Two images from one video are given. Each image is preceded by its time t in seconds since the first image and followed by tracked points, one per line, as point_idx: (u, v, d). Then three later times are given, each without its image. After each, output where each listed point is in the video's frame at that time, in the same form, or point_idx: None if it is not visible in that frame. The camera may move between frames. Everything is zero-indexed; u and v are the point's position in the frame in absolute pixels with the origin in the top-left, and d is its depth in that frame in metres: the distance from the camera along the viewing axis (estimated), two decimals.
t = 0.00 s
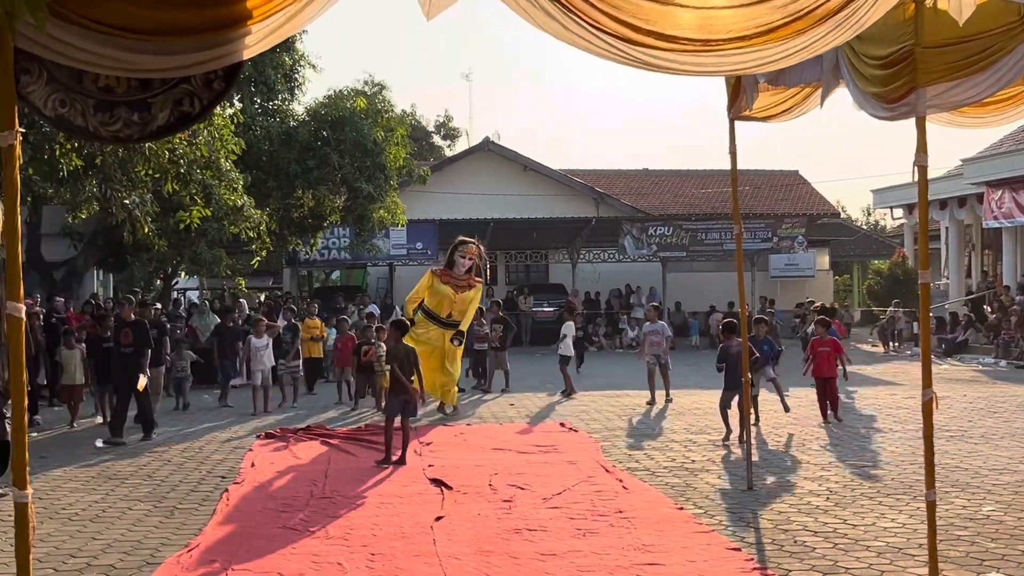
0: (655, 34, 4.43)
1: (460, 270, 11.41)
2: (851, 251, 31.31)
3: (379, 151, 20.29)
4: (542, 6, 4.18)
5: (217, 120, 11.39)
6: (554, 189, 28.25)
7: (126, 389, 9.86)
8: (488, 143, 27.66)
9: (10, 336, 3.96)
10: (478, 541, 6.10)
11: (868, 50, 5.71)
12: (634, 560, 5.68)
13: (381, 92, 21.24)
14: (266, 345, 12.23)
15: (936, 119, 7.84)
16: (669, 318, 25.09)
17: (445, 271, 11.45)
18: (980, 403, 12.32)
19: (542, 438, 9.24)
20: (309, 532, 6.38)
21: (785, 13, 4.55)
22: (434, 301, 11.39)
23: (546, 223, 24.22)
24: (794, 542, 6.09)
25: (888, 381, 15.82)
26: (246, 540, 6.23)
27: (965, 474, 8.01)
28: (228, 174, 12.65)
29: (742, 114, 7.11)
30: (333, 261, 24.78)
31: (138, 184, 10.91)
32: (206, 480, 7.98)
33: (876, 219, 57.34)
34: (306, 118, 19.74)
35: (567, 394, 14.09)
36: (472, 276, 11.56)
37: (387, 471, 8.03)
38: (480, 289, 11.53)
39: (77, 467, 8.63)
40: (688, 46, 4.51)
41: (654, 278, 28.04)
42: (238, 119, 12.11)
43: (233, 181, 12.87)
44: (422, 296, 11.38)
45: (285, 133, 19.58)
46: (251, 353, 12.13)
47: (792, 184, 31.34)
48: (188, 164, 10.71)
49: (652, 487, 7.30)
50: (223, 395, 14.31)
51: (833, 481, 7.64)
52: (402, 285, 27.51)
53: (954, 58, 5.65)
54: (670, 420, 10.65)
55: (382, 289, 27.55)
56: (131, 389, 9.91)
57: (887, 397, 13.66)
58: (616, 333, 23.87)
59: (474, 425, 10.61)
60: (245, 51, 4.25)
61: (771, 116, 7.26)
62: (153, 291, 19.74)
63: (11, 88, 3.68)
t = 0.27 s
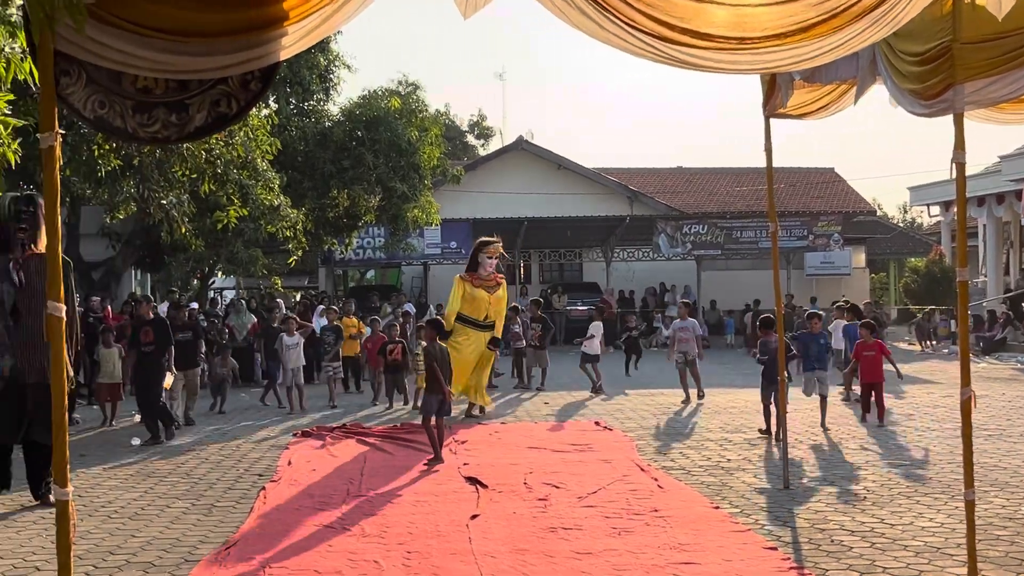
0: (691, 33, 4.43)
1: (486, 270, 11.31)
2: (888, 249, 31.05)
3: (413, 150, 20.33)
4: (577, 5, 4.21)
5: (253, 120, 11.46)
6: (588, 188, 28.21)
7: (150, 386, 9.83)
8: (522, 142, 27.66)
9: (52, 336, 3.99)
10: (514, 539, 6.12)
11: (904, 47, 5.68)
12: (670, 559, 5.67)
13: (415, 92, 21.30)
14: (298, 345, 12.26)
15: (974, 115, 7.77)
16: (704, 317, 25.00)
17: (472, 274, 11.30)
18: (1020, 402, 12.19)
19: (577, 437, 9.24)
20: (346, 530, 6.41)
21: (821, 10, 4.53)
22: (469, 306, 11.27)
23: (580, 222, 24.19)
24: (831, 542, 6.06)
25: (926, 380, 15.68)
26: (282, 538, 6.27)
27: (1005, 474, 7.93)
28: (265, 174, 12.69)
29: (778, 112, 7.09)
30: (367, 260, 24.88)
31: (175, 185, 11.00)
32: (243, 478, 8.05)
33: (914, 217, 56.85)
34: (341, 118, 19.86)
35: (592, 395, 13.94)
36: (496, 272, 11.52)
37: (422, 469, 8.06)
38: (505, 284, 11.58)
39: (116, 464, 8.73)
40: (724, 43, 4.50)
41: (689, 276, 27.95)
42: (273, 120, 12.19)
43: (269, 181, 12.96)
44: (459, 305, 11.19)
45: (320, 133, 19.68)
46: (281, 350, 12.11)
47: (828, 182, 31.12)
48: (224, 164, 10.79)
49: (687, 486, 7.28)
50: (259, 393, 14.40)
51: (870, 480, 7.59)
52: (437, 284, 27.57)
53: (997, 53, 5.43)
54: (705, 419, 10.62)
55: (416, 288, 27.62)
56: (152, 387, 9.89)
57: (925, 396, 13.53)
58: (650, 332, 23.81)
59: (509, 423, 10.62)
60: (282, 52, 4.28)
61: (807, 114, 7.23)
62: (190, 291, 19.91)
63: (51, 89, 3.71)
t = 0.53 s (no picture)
0: (724, 31, 4.41)
1: (505, 267, 11.32)
2: (922, 247, 30.81)
3: (444, 150, 20.37)
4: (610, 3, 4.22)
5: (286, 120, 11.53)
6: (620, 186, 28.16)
7: (170, 387, 9.70)
8: (553, 140, 27.67)
9: (88, 335, 4.02)
10: (546, 538, 6.12)
11: (939, 44, 5.63)
12: (702, 558, 5.66)
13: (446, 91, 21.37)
14: (328, 345, 12.29)
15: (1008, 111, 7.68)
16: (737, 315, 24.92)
17: (491, 274, 11.34)
18: None
19: (609, 436, 9.23)
20: (378, 528, 6.43)
21: (854, 7, 4.50)
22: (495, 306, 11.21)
23: (612, 220, 24.16)
24: (865, 541, 6.02)
25: (961, 379, 15.56)
26: (316, 536, 6.30)
27: None
28: (298, 174, 12.75)
29: (811, 109, 7.05)
30: (399, 259, 24.99)
31: (209, 185, 11.06)
32: (276, 476, 8.09)
33: (949, 215, 56.39)
34: (372, 117, 19.97)
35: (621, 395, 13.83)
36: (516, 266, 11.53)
37: (454, 467, 8.07)
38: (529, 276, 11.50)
39: (152, 462, 8.81)
40: (758, 41, 4.49)
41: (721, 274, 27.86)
42: (305, 119, 12.25)
43: (303, 181, 13.04)
44: (483, 305, 11.16)
45: (352, 132, 19.79)
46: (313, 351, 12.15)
47: (861, 179, 30.92)
48: (257, 164, 10.87)
49: (720, 485, 7.25)
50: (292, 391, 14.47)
51: (904, 479, 7.53)
52: (468, 282, 27.65)
53: None
54: (738, 418, 10.58)
55: (448, 287, 27.70)
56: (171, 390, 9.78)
57: (960, 395, 13.41)
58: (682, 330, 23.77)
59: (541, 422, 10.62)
60: (316, 52, 4.30)
61: (842, 111, 7.19)
62: (223, 290, 20.05)
63: (87, 90, 3.75)
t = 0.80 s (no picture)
0: (754, 28, 4.41)
1: (525, 262, 11.39)
2: (955, 245, 30.57)
3: (474, 148, 20.39)
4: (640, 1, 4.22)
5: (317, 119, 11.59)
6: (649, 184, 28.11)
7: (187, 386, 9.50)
8: (582, 139, 27.65)
9: (122, 333, 4.06)
10: (576, 536, 6.12)
11: (972, 40, 5.59)
12: (733, 557, 5.64)
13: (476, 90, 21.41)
14: (358, 343, 12.33)
15: None
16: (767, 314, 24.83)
17: (513, 270, 11.42)
18: None
19: (639, 434, 9.22)
20: (409, 525, 6.46)
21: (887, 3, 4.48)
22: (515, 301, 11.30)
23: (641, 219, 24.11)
24: (898, 541, 5.98)
25: (995, 377, 15.42)
26: (347, 532, 6.33)
27: None
28: (328, 173, 12.80)
29: (843, 106, 7.00)
30: (429, 258, 25.05)
31: (241, 184, 11.13)
32: (308, 473, 8.14)
33: (981, 213, 55.91)
34: (402, 116, 20.04)
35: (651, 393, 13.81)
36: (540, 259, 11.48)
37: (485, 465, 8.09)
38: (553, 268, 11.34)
39: (185, 459, 8.87)
40: (790, 38, 4.47)
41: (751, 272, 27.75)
42: (336, 118, 12.30)
43: (333, 180, 13.10)
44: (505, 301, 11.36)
45: (382, 131, 19.86)
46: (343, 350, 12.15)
47: (893, 177, 30.71)
48: (288, 162, 10.93)
49: (752, 484, 7.23)
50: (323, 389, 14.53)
51: (938, 479, 7.48)
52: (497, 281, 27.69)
53: None
54: (769, 416, 10.54)
55: (477, 286, 27.75)
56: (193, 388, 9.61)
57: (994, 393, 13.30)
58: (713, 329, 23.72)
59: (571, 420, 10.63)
60: (348, 51, 4.32)
61: (874, 107, 7.14)
62: (254, 289, 20.16)
63: (121, 89, 3.78)
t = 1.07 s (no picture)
0: (787, 25, 4.38)
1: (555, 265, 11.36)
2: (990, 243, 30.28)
3: (504, 146, 20.39)
4: None
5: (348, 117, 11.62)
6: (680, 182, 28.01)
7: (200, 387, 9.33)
8: (613, 136, 27.59)
9: (155, 329, 4.06)
10: (606, 534, 6.10)
11: (1009, 36, 5.52)
12: (765, 557, 5.61)
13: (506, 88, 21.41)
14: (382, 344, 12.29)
15: None
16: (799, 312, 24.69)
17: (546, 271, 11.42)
18: None
19: (669, 433, 9.19)
20: (439, 522, 6.46)
21: None
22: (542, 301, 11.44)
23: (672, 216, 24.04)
24: (931, 541, 5.93)
25: None
26: (377, 530, 6.34)
27: None
28: (359, 170, 12.83)
29: (876, 102, 6.94)
30: (459, 255, 25.08)
31: (273, 181, 11.18)
32: (338, 470, 8.17)
33: (1016, 211, 55.38)
34: (433, 114, 20.05)
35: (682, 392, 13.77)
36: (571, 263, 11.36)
37: (515, 463, 8.08)
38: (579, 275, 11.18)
39: (219, 455, 8.93)
40: (824, 34, 4.43)
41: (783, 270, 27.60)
42: (366, 116, 12.32)
43: (363, 178, 13.12)
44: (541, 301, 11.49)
45: (412, 129, 19.89)
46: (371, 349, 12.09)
47: (927, 174, 30.46)
48: (319, 160, 10.98)
49: (783, 483, 7.19)
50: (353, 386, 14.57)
51: (971, 479, 7.41)
52: (527, 278, 27.69)
53: None
54: (800, 415, 10.48)
55: (507, 283, 27.76)
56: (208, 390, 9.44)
57: None
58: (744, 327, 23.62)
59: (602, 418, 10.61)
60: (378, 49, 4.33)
61: (907, 104, 7.08)
62: (285, 286, 20.27)
63: (157, 88, 3.79)
